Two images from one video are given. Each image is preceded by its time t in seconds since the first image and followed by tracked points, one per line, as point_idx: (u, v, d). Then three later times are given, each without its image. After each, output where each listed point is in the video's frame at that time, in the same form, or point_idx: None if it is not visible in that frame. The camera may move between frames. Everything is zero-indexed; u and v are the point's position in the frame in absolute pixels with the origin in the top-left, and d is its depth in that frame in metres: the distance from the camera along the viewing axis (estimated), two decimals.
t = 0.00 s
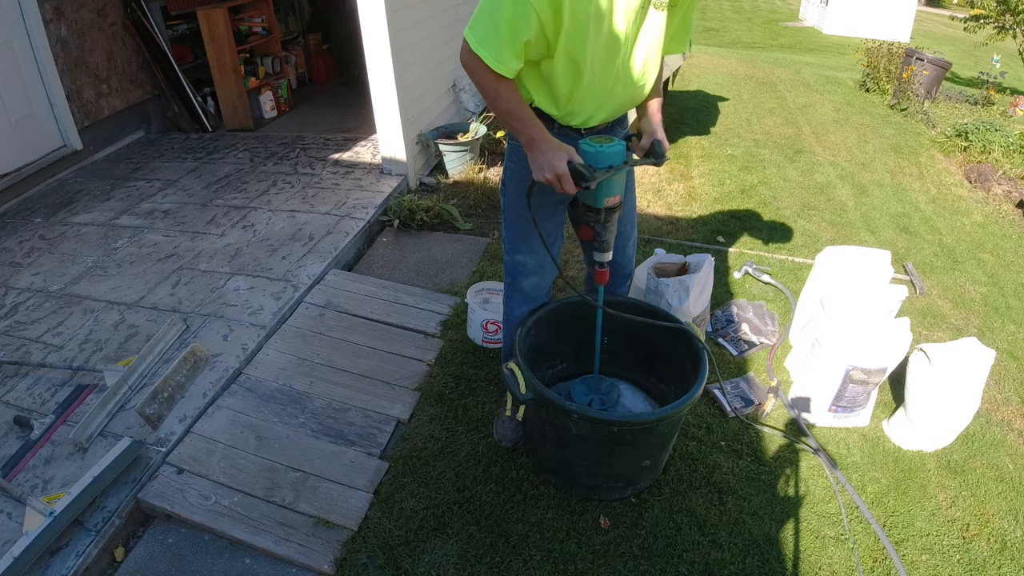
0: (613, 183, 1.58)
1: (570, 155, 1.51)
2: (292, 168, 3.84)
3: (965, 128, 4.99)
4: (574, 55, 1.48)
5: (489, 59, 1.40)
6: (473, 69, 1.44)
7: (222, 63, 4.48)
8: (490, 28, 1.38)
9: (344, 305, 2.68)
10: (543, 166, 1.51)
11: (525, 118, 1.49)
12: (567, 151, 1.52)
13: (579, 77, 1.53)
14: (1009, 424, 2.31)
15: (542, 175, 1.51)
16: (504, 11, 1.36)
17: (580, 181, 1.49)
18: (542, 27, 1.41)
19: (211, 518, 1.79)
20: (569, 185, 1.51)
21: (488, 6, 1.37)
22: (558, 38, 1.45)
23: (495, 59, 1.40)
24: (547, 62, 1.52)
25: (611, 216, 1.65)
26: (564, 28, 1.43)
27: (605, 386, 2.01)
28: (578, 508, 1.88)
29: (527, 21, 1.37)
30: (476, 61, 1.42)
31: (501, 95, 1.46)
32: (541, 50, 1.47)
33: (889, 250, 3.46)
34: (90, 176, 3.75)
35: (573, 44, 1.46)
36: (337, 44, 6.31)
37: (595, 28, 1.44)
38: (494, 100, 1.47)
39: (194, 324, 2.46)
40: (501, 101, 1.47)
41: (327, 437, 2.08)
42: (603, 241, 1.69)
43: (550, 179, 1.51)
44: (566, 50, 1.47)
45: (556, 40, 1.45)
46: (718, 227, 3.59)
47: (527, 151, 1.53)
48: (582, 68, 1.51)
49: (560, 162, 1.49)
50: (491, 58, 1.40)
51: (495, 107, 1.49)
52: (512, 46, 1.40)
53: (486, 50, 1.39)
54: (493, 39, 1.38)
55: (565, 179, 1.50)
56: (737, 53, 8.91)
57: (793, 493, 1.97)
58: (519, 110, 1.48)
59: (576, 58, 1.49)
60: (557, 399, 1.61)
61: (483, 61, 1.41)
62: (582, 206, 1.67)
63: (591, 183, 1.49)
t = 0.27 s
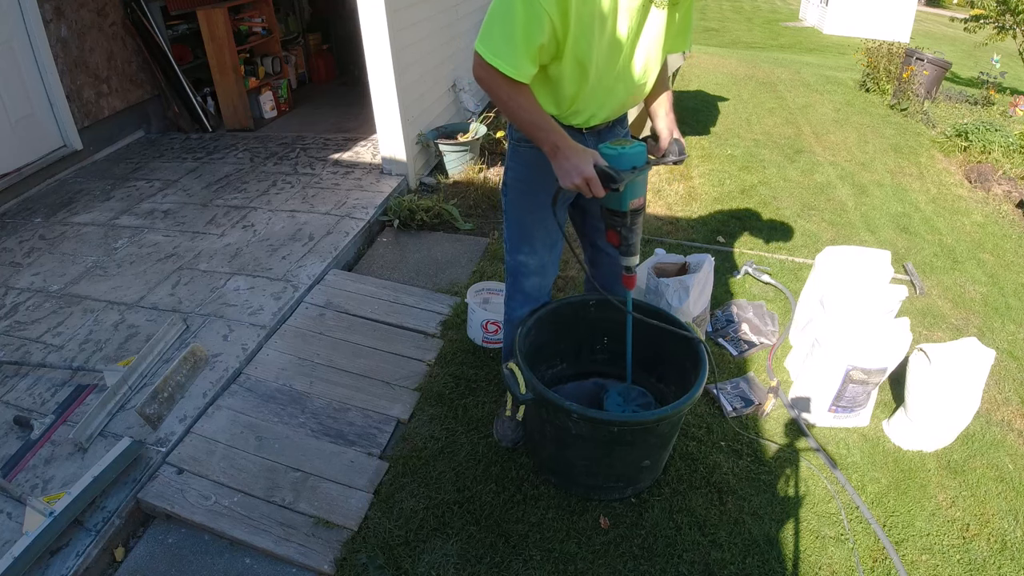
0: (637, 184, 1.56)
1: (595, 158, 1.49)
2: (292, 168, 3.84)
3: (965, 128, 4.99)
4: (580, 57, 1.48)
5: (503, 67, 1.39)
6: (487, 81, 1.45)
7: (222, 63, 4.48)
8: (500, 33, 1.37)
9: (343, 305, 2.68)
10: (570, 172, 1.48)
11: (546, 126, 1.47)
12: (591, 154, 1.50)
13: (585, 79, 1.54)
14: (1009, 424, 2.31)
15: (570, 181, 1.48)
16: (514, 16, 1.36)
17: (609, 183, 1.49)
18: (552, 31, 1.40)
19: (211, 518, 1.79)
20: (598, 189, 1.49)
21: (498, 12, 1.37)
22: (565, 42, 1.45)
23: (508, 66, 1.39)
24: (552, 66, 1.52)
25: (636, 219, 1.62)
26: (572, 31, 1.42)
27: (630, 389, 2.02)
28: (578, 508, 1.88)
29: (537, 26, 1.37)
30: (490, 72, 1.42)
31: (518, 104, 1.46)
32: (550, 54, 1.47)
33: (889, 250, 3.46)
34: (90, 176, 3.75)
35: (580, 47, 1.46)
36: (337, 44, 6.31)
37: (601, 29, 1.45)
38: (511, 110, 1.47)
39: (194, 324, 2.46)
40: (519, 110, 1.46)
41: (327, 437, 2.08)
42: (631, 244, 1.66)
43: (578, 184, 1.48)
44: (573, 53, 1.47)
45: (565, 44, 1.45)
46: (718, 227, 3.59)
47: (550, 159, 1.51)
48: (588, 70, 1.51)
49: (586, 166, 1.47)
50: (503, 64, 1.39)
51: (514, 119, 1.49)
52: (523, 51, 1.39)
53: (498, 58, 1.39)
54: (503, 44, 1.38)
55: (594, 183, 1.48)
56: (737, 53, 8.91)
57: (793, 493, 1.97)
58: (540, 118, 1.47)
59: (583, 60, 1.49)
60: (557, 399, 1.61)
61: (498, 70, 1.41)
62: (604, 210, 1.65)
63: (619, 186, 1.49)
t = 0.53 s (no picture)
0: (649, 192, 1.54)
1: (605, 165, 1.47)
2: (292, 168, 3.84)
3: (965, 128, 4.99)
4: (582, 58, 1.48)
5: (508, 68, 1.39)
6: (492, 86, 1.45)
7: (222, 63, 4.48)
8: (503, 33, 1.38)
9: (343, 305, 2.68)
10: (580, 179, 1.47)
11: (554, 131, 1.47)
12: (601, 161, 1.49)
13: (586, 80, 1.54)
14: (1009, 424, 2.31)
15: (580, 188, 1.47)
16: (518, 14, 1.36)
17: (619, 189, 1.45)
18: (555, 30, 1.40)
19: (211, 518, 1.79)
20: (610, 197, 1.46)
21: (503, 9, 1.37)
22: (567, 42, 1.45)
23: (512, 67, 1.39)
24: (554, 66, 1.52)
25: (648, 228, 1.60)
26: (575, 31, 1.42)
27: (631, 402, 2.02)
28: (578, 508, 1.88)
29: (539, 26, 1.37)
30: (497, 75, 1.42)
31: (525, 111, 1.46)
32: (552, 54, 1.47)
33: (889, 250, 3.46)
34: (90, 176, 3.75)
35: (582, 48, 1.46)
36: (337, 44, 6.31)
37: (603, 30, 1.45)
38: (518, 116, 1.47)
39: (194, 324, 2.46)
40: (525, 115, 1.47)
41: (327, 437, 2.08)
42: (643, 254, 1.63)
43: (588, 191, 1.47)
44: (575, 54, 1.47)
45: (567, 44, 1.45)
46: (718, 227, 3.59)
47: (559, 166, 1.51)
48: (589, 70, 1.51)
49: (596, 172, 1.46)
50: (507, 64, 1.39)
51: (522, 126, 1.49)
52: (526, 51, 1.39)
53: (503, 60, 1.39)
54: (507, 43, 1.38)
55: (605, 190, 1.46)
56: (737, 53, 8.91)
57: (793, 493, 1.97)
58: (547, 123, 1.47)
59: (585, 61, 1.49)
60: (557, 399, 1.61)
61: (504, 73, 1.41)
62: (614, 220, 1.61)
63: (630, 192, 1.45)
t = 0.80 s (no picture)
0: (634, 200, 1.54)
1: (587, 169, 1.48)
2: (292, 168, 3.84)
3: (965, 128, 4.99)
4: (576, 58, 1.48)
5: (499, 69, 1.40)
6: (483, 86, 1.45)
7: (222, 63, 4.48)
8: (495, 34, 1.38)
9: (343, 305, 2.68)
10: (560, 181, 1.47)
11: (539, 133, 1.48)
12: (584, 166, 1.49)
13: (580, 80, 1.54)
14: (1009, 424, 2.31)
15: (559, 191, 1.47)
16: (510, 14, 1.36)
17: (601, 194, 1.46)
18: (547, 30, 1.40)
19: (211, 518, 1.79)
20: (589, 201, 1.46)
21: (495, 9, 1.37)
22: (561, 43, 1.45)
23: (502, 67, 1.39)
24: (548, 66, 1.52)
25: (634, 238, 1.60)
26: (568, 31, 1.42)
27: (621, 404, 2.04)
28: (578, 508, 1.88)
29: (531, 26, 1.37)
30: (487, 76, 1.43)
31: (513, 111, 1.47)
32: (545, 54, 1.47)
33: (889, 250, 3.46)
34: (90, 176, 3.75)
35: (575, 49, 1.46)
36: (337, 44, 6.31)
37: (597, 31, 1.45)
38: (506, 116, 1.48)
39: (194, 324, 2.46)
40: (512, 116, 1.47)
41: (327, 437, 2.08)
42: (628, 265, 1.65)
43: (568, 194, 1.47)
44: (569, 54, 1.47)
45: (560, 44, 1.45)
46: (718, 227, 3.59)
47: (541, 168, 1.51)
48: (583, 71, 1.51)
49: (577, 175, 1.46)
50: (497, 65, 1.39)
51: (509, 126, 1.50)
52: (517, 51, 1.39)
53: (494, 60, 1.39)
54: (498, 42, 1.38)
55: (584, 194, 1.46)
56: (737, 53, 8.91)
57: (793, 493, 1.97)
58: (533, 124, 1.48)
59: (579, 62, 1.49)
60: (557, 399, 1.61)
61: (494, 74, 1.41)
62: (601, 229, 1.62)
63: (611, 197, 1.47)
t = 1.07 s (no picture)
0: (610, 202, 1.54)
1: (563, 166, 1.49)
2: (292, 168, 3.84)
3: (965, 128, 4.99)
4: (569, 56, 1.48)
5: (486, 63, 1.40)
6: (469, 78, 1.45)
7: (222, 63, 4.48)
8: (485, 29, 1.38)
9: (344, 305, 2.68)
10: (534, 175, 1.49)
11: (517, 126, 1.49)
12: (560, 162, 1.50)
13: (575, 79, 1.54)
14: (1009, 424, 2.31)
15: (532, 184, 1.49)
16: (500, 11, 1.37)
17: (573, 192, 1.45)
18: (537, 27, 1.41)
19: (211, 518, 1.79)
20: (561, 197, 1.47)
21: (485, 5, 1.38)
22: (553, 40, 1.46)
23: (490, 62, 1.40)
24: (542, 65, 1.53)
25: (610, 238, 1.60)
26: (560, 29, 1.43)
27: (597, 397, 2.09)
28: (578, 508, 1.88)
29: (521, 23, 1.38)
30: (473, 70, 1.43)
31: (495, 104, 1.46)
32: (537, 51, 1.48)
33: (889, 250, 3.46)
34: (90, 176, 3.75)
35: (568, 46, 1.46)
36: (337, 44, 6.31)
37: (591, 29, 1.45)
38: (488, 108, 1.48)
39: (194, 324, 2.46)
40: (494, 109, 1.47)
41: (327, 437, 2.08)
42: (603, 266, 1.64)
43: (540, 188, 1.48)
44: (562, 52, 1.47)
45: (552, 41, 1.46)
46: (718, 227, 3.59)
47: (518, 159, 1.53)
48: (577, 70, 1.51)
49: (551, 171, 1.47)
50: (486, 60, 1.39)
51: (490, 118, 1.50)
52: (508, 47, 1.40)
53: (481, 54, 1.39)
54: (488, 39, 1.39)
55: (556, 189, 1.47)
56: (737, 53, 8.91)
57: (793, 493, 1.97)
58: (512, 118, 1.48)
59: (572, 60, 1.49)
60: (557, 399, 1.61)
61: (479, 68, 1.42)
62: (577, 227, 1.62)
63: (583, 195, 1.45)
